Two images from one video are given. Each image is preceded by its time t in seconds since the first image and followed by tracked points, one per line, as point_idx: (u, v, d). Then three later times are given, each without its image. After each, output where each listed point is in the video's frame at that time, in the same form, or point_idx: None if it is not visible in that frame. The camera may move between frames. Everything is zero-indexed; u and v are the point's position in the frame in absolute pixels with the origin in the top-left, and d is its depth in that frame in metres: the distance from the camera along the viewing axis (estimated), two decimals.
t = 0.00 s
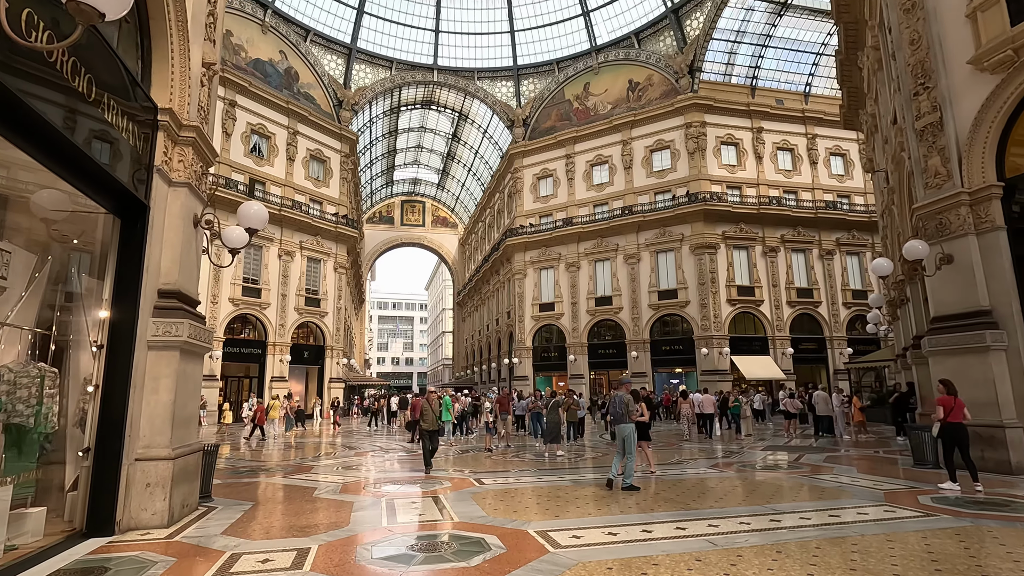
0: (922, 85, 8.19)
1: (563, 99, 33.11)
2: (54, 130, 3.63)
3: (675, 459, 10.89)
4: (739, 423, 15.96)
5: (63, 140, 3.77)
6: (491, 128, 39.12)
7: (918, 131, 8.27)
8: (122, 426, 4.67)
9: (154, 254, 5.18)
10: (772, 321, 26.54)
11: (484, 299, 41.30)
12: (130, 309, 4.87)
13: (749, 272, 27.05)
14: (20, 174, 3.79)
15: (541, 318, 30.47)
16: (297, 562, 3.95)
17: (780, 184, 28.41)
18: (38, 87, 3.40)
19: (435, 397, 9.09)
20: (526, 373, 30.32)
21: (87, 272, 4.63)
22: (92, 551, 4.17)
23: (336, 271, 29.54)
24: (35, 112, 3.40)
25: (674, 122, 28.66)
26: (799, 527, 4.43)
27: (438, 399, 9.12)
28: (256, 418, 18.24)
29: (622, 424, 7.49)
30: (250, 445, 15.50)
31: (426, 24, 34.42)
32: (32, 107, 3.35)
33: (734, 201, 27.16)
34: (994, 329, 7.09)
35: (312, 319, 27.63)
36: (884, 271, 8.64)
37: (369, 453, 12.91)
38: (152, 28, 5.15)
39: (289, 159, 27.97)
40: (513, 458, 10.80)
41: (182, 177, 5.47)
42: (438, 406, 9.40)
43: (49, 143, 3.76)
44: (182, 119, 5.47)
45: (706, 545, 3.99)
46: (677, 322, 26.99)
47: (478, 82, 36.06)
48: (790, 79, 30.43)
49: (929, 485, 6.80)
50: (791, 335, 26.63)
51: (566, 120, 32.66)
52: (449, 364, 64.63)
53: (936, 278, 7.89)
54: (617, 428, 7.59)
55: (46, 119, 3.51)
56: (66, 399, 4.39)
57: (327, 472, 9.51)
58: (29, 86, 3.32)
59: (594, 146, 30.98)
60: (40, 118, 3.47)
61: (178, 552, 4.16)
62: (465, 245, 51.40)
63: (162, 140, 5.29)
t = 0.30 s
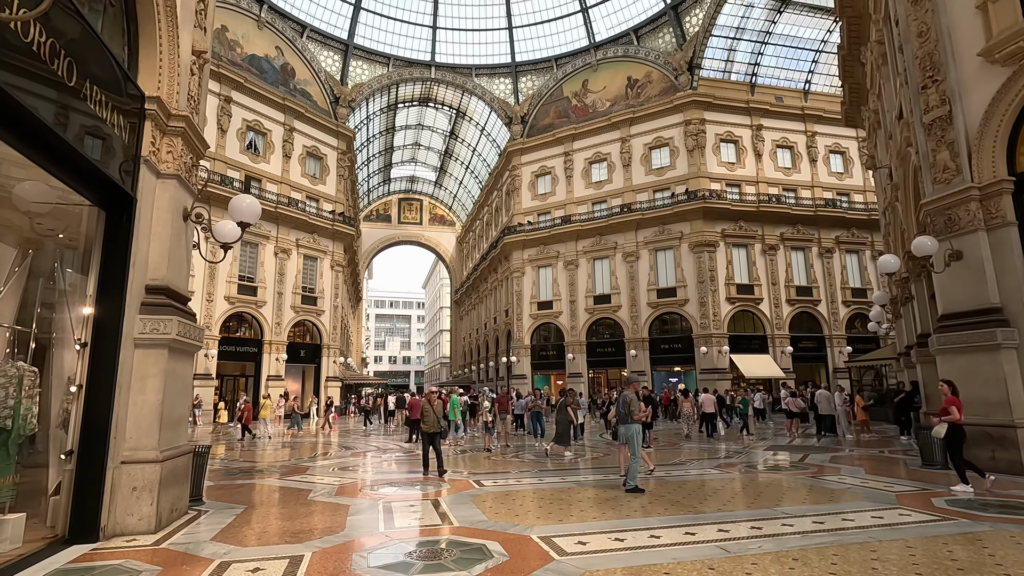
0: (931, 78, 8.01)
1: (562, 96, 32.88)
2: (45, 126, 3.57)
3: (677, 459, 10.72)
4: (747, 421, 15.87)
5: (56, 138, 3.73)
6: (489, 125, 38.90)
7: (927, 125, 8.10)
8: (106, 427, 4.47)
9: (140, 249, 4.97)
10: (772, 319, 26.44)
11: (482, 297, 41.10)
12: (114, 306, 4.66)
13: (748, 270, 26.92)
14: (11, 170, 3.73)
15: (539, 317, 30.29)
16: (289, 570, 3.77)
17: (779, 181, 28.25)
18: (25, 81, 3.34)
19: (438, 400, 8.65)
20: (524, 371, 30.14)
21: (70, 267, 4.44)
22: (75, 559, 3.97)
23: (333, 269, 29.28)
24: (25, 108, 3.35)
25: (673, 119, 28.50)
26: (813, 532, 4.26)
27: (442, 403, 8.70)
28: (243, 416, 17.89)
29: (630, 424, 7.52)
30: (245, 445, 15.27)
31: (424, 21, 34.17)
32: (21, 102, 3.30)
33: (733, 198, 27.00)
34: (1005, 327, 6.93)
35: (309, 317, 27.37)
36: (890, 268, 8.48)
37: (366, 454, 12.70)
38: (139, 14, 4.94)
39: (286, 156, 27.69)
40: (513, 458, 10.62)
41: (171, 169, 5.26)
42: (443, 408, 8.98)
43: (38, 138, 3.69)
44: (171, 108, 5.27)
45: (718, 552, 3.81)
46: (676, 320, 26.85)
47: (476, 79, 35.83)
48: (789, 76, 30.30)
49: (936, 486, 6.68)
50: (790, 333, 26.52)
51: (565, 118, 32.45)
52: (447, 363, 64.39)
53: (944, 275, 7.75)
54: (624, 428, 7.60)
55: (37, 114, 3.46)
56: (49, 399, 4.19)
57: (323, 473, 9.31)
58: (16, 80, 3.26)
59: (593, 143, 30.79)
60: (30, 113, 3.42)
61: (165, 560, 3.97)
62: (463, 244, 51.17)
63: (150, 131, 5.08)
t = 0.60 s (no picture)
0: (937, 70, 7.84)
1: (558, 93, 32.66)
2: (28, 116, 3.49)
3: (675, 458, 10.57)
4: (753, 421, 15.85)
5: (37, 128, 3.64)
6: (484, 121, 38.66)
7: (931, 119, 7.95)
8: (83, 426, 4.25)
9: (120, 239, 4.73)
10: (768, 317, 26.38)
11: (477, 295, 40.89)
12: (93, 297, 4.43)
13: (744, 268, 26.83)
14: None
15: (535, 315, 30.11)
16: None
17: (776, 179, 28.16)
18: (9, 71, 3.26)
19: (441, 399, 8.25)
20: (519, 369, 29.97)
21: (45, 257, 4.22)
22: (46, 565, 3.75)
23: (327, 266, 28.93)
24: (10, 99, 3.27)
25: (670, 116, 28.35)
26: (823, 536, 4.09)
27: (445, 402, 8.30)
28: (228, 414, 17.56)
29: (633, 421, 7.36)
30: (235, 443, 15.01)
31: (419, 16, 33.88)
32: (6, 92, 3.22)
33: (730, 196, 26.88)
34: (1011, 324, 6.79)
35: (303, 314, 27.08)
36: (894, 264, 8.33)
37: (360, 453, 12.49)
38: None
39: (279, 151, 27.33)
40: (510, 457, 10.45)
41: (153, 155, 5.03)
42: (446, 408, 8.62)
43: (21, 130, 3.62)
44: (154, 93, 5.04)
45: (724, 559, 3.64)
46: (673, 319, 26.73)
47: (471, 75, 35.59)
48: (786, 75, 30.20)
49: (937, 485, 6.57)
50: (786, 332, 26.44)
51: (561, 114, 32.24)
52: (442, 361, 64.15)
53: (949, 272, 7.61)
54: (628, 425, 7.42)
55: (21, 107, 3.38)
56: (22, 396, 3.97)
57: (315, 472, 9.09)
58: None
59: (589, 140, 30.62)
60: (16, 106, 3.36)
61: (144, 567, 3.75)
62: (458, 241, 50.91)
63: (132, 116, 4.85)
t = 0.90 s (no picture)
0: (941, 64, 7.70)
1: (554, 90, 32.43)
2: (14, 111, 3.45)
3: (673, 458, 10.41)
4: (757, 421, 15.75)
5: (21, 122, 3.57)
6: (479, 118, 38.44)
7: (936, 113, 7.83)
8: (57, 426, 4.02)
9: (98, 229, 4.50)
10: (763, 316, 26.32)
11: (471, 293, 40.66)
12: (68, 290, 4.20)
13: (740, 266, 26.75)
14: None
15: (530, 313, 29.93)
16: None
17: (772, 178, 28.11)
18: None
19: (441, 398, 7.99)
20: (514, 368, 29.79)
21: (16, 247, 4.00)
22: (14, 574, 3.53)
23: (319, 263, 28.54)
24: None
25: (666, 114, 28.20)
26: (833, 542, 3.92)
27: (445, 402, 8.02)
28: (211, 413, 17.08)
29: (635, 420, 7.15)
30: (225, 443, 14.73)
31: (414, 11, 33.57)
32: None
33: (726, 194, 26.79)
34: (1017, 323, 6.68)
35: (295, 312, 26.75)
36: (896, 261, 8.19)
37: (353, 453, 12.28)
38: None
39: (271, 147, 26.95)
40: (505, 457, 10.26)
41: (134, 143, 4.81)
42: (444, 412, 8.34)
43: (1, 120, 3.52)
44: (134, 76, 4.81)
45: (732, 567, 3.46)
46: (668, 317, 26.63)
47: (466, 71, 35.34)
48: (782, 73, 30.13)
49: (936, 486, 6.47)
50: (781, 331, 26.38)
51: (556, 112, 32.01)
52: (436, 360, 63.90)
53: (953, 269, 7.49)
54: (630, 424, 7.22)
55: (6, 98, 3.34)
56: None
57: (305, 473, 8.86)
58: None
59: (585, 138, 30.44)
60: None
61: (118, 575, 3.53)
62: (453, 239, 50.65)
63: (111, 102, 4.63)
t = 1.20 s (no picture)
0: (945, 58, 7.60)
1: (549, 88, 32.26)
2: None
3: (672, 459, 10.26)
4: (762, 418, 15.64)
5: (8, 116, 3.51)
6: (474, 116, 38.24)
7: (939, 108, 7.73)
8: (31, 427, 3.80)
9: (78, 219, 4.29)
10: (758, 315, 26.27)
11: (466, 292, 40.43)
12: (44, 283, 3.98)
13: (735, 265, 26.71)
14: None
15: (524, 312, 29.76)
16: None
17: (767, 177, 28.09)
18: None
19: (439, 397, 7.78)
20: (509, 367, 29.60)
21: None
22: None
23: (312, 262, 28.21)
24: None
25: (662, 112, 28.09)
26: (849, 547, 3.78)
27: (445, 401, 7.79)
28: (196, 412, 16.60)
29: (637, 419, 6.96)
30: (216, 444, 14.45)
31: (408, 8, 33.31)
32: None
33: (721, 193, 26.74)
34: None
35: (287, 311, 26.43)
36: (899, 258, 8.09)
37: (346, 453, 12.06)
38: None
39: (263, 143, 26.60)
40: (502, 458, 10.08)
41: (117, 130, 4.59)
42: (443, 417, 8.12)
43: None
44: (116, 61, 4.59)
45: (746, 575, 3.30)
46: (663, 316, 26.55)
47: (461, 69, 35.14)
48: (777, 72, 30.14)
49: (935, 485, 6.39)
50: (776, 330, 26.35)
51: (551, 110, 31.83)
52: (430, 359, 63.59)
53: (957, 266, 7.38)
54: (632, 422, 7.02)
55: None
56: None
57: (297, 475, 8.63)
58: None
59: (580, 136, 30.29)
60: None
61: None
62: (447, 237, 50.38)
63: (92, 87, 4.41)
